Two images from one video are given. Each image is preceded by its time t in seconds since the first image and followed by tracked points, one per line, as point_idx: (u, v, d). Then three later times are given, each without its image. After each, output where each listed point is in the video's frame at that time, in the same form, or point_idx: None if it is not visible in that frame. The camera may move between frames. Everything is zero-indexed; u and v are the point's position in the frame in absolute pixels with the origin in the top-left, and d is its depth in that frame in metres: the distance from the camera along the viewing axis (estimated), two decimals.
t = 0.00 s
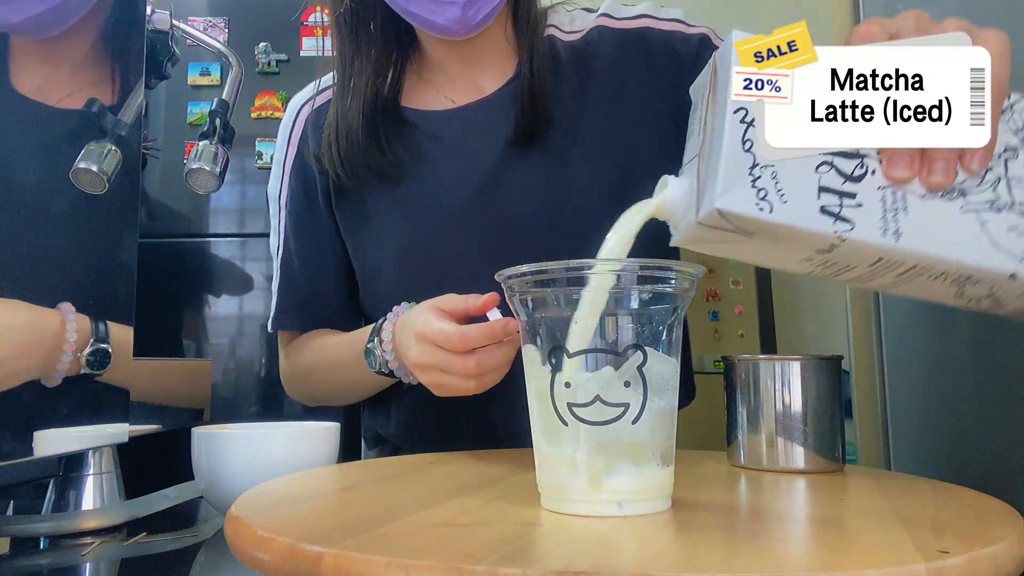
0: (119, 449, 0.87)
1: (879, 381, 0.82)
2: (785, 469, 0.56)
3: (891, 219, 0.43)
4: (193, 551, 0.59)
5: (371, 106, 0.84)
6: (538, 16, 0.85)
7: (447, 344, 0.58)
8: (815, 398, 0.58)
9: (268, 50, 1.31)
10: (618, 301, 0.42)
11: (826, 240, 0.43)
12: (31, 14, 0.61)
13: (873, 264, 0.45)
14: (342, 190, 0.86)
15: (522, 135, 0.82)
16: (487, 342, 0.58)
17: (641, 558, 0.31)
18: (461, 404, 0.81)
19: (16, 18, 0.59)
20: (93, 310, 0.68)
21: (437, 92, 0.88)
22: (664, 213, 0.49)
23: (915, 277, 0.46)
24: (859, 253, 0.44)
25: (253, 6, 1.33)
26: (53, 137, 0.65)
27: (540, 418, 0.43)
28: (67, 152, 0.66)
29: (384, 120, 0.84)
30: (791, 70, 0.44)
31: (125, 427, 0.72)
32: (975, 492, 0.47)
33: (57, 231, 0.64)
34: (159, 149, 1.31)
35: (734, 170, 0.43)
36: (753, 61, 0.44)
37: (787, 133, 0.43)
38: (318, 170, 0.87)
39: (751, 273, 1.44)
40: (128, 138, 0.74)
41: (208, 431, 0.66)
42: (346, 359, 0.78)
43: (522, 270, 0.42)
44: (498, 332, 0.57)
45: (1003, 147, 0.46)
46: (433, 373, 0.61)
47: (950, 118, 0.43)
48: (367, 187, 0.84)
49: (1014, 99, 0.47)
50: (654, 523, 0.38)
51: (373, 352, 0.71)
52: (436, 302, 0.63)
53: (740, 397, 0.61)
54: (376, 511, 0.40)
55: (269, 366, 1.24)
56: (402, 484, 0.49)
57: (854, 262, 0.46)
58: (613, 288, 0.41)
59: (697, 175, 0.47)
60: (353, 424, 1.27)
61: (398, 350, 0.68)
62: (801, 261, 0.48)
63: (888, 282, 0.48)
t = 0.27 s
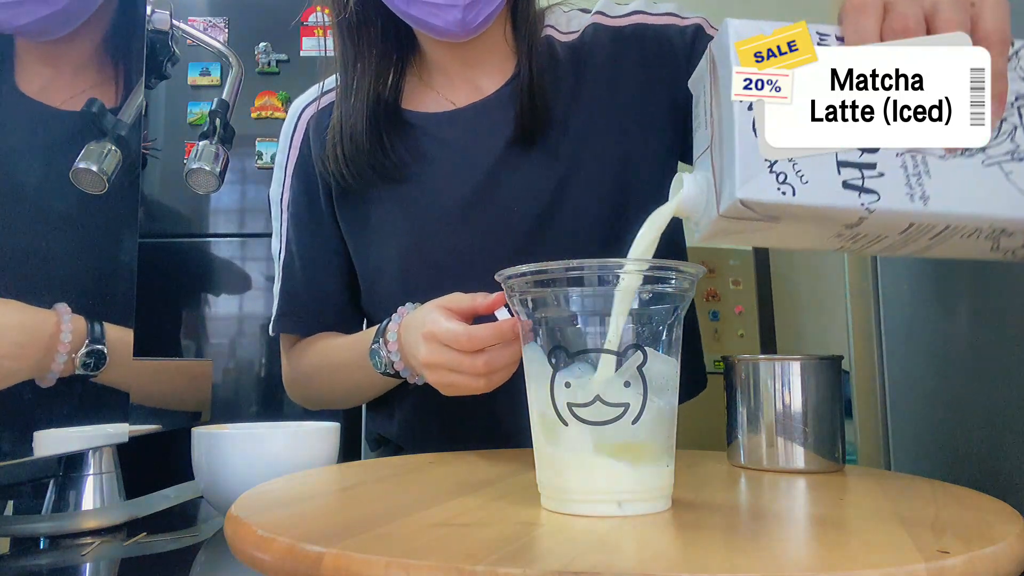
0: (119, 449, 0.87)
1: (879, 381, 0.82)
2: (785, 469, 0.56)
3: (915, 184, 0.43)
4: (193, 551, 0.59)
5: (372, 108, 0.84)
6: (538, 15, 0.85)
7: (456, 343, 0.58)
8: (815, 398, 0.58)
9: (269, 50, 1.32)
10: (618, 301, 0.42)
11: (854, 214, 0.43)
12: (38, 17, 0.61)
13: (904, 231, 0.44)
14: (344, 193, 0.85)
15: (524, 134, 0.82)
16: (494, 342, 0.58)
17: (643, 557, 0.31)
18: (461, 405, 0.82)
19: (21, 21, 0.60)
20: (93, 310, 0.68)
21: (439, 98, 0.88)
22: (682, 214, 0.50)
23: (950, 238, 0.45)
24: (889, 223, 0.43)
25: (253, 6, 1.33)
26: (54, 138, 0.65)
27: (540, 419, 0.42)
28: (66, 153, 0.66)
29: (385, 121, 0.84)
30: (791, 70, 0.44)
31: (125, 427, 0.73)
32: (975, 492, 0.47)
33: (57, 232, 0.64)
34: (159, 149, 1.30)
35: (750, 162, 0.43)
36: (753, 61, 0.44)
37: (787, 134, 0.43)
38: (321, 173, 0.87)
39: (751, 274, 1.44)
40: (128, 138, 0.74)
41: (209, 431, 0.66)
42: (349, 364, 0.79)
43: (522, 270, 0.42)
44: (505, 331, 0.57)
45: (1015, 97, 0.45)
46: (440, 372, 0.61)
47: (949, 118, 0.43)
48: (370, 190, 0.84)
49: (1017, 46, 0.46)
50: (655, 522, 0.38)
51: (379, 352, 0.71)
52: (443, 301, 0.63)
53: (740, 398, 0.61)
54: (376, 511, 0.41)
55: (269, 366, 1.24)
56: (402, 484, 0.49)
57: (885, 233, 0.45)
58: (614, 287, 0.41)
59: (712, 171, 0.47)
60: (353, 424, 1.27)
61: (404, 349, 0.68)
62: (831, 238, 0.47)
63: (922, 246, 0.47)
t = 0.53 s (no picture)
0: (119, 449, 0.87)
1: (879, 381, 0.83)
2: (785, 469, 0.56)
3: (916, 163, 0.42)
4: (193, 551, 0.59)
5: (370, 108, 0.84)
6: (535, 15, 0.85)
7: (455, 341, 0.58)
8: (815, 398, 0.58)
9: (269, 50, 1.32)
10: (618, 301, 0.41)
11: (859, 199, 0.42)
12: (46, 18, 0.62)
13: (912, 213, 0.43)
14: (344, 194, 0.85)
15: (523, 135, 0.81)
16: (494, 339, 0.58)
17: (643, 557, 0.31)
18: (461, 405, 0.82)
19: (28, 21, 0.61)
20: (93, 310, 0.68)
21: (439, 99, 0.88)
22: (686, 214, 0.49)
23: (958, 216, 0.44)
24: (895, 205, 0.43)
25: (253, 6, 1.33)
26: (54, 138, 0.65)
27: (540, 419, 0.42)
28: (66, 153, 0.66)
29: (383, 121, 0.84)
30: (791, 70, 0.44)
31: (125, 427, 0.72)
32: (975, 492, 0.47)
33: (57, 232, 0.64)
34: (160, 149, 1.30)
35: (751, 158, 0.43)
36: (753, 61, 0.45)
37: (786, 134, 0.43)
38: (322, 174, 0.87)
39: (751, 274, 1.45)
40: (128, 138, 0.74)
41: (208, 431, 0.66)
42: (350, 365, 0.79)
43: (522, 270, 0.42)
44: (504, 328, 0.57)
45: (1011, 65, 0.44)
46: (440, 371, 0.61)
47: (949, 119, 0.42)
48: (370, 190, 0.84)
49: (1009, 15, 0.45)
50: (655, 522, 0.38)
51: (379, 352, 0.71)
52: (442, 301, 0.63)
53: (740, 398, 0.61)
54: (376, 512, 0.40)
55: (269, 366, 1.24)
56: (401, 485, 0.49)
57: (891, 217, 0.44)
58: (613, 287, 0.41)
59: (711, 168, 0.47)
60: (353, 423, 1.27)
61: (404, 348, 0.68)
62: (838, 226, 0.46)
63: (928, 228, 0.46)
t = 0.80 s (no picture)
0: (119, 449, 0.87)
1: (879, 381, 0.83)
2: (785, 469, 0.56)
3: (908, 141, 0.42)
4: (193, 551, 0.59)
5: (369, 110, 0.84)
6: (532, 16, 0.85)
7: (453, 340, 0.58)
8: (815, 398, 0.58)
9: (269, 50, 1.32)
10: (618, 301, 0.41)
11: (854, 183, 0.42)
12: (49, 19, 0.63)
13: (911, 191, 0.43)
14: (344, 195, 0.85)
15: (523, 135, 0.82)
16: (493, 338, 0.58)
17: (644, 558, 0.31)
18: (461, 405, 0.82)
19: (33, 22, 0.61)
20: (93, 310, 0.68)
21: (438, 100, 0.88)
22: (681, 217, 0.49)
23: (961, 190, 0.43)
24: (892, 186, 0.43)
25: (253, 6, 1.33)
26: (54, 139, 0.65)
27: (540, 418, 0.42)
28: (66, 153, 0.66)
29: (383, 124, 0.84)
30: (791, 70, 0.44)
31: (125, 427, 0.72)
32: (975, 492, 0.47)
33: (57, 232, 0.64)
34: (160, 149, 1.30)
35: (751, 157, 0.43)
36: (753, 61, 0.45)
37: (786, 133, 0.43)
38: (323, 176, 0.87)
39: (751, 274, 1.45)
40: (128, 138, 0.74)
41: (208, 431, 0.66)
42: (350, 366, 0.79)
43: (522, 270, 0.42)
44: (503, 327, 0.56)
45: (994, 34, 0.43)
46: (439, 370, 0.61)
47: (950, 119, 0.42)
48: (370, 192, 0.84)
49: None
50: (655, 522, 0.38)
51: (379, 353, 0.71)
52: (442, 301, 0.63)
53: (740, 398, 0.61)
54: (376, 512, 0.40)
55: (269, 366, 1.24)
56: (401, 485, 0.49)
57: (889, 199, 0.44)
58: (613, 287, 0.41)
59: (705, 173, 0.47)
60: (353, 423, 1.27)
61: (404, 348, 0.68)
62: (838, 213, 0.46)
63: (932, 206, 0.45)
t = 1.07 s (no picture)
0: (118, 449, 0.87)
1: (879, 381, 0.83)
2: (785, 469, 0.56)
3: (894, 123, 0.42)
4: (193, 551, 0.59)
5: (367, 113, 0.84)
6: (530, 17, 0.85)
7: (453, 340, 0.58)
8: (815, 398, 0.58)
9: (269, 49, 1.32)
10: (618, 301, 0.41)
11: (842, 170, 0.42)
12: (53, 21, 0.64)
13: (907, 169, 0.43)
14: (344, 197, 0.86)
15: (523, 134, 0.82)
16: (492, 338, 0.58)
17: (643, 557, 0.31)
18: (461, 405, 0.82)
19: (36, 24, 0.62)
20: (93, 310, 0.68)
21: (436, 101, 0.88)
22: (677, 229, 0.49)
23: (956, 162, 0.43)
24: (881, 169, 0.43)
25: (253, 6, 1.33)
26: (53, 139, 0.65)
27: (540, 419, 0.42)
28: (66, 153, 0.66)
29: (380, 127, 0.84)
30: (791, 70, 0.43)
31: (125, 427, 0.72)
32: (975, 492, 0.47)
33: (57, 231, 0.64)
34: (160, 149, 1.30)
35: (750, 158, 0.43)
36: (753, 61, 0.45)
37: (785, 133, 0.43)
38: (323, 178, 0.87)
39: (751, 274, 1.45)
40: (128, 138, 0.74)
41: (209, 431, 0.66)
42: (352, 367, 0.79)
43: (522, 270, 0.42)
44: (502, 327, 0.57)
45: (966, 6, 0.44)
46: (438, 370, 0.61)
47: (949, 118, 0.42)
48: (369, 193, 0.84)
49: None
50: (655, 522, 0.38)
51: (381, 355, 0.71)
52: (441, 301, 0.63)
53: (741, 398, 0.61)
54: (376, 512, 0.40)
55: (269, 365, 1.24)
56: (401, 485, 0.49)
57: (884, 181, 0.44)
58: (614, 287, 0.41)
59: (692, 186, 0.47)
60: (353, 423, 1.27)
61: (404, 349, 0.68)
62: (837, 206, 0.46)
63: (932, 184, 0.45)
